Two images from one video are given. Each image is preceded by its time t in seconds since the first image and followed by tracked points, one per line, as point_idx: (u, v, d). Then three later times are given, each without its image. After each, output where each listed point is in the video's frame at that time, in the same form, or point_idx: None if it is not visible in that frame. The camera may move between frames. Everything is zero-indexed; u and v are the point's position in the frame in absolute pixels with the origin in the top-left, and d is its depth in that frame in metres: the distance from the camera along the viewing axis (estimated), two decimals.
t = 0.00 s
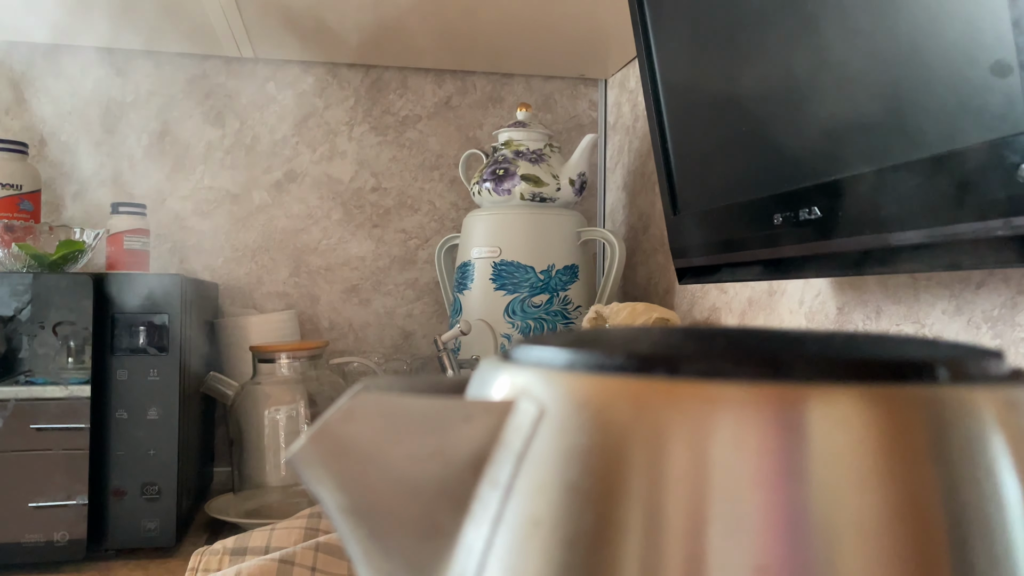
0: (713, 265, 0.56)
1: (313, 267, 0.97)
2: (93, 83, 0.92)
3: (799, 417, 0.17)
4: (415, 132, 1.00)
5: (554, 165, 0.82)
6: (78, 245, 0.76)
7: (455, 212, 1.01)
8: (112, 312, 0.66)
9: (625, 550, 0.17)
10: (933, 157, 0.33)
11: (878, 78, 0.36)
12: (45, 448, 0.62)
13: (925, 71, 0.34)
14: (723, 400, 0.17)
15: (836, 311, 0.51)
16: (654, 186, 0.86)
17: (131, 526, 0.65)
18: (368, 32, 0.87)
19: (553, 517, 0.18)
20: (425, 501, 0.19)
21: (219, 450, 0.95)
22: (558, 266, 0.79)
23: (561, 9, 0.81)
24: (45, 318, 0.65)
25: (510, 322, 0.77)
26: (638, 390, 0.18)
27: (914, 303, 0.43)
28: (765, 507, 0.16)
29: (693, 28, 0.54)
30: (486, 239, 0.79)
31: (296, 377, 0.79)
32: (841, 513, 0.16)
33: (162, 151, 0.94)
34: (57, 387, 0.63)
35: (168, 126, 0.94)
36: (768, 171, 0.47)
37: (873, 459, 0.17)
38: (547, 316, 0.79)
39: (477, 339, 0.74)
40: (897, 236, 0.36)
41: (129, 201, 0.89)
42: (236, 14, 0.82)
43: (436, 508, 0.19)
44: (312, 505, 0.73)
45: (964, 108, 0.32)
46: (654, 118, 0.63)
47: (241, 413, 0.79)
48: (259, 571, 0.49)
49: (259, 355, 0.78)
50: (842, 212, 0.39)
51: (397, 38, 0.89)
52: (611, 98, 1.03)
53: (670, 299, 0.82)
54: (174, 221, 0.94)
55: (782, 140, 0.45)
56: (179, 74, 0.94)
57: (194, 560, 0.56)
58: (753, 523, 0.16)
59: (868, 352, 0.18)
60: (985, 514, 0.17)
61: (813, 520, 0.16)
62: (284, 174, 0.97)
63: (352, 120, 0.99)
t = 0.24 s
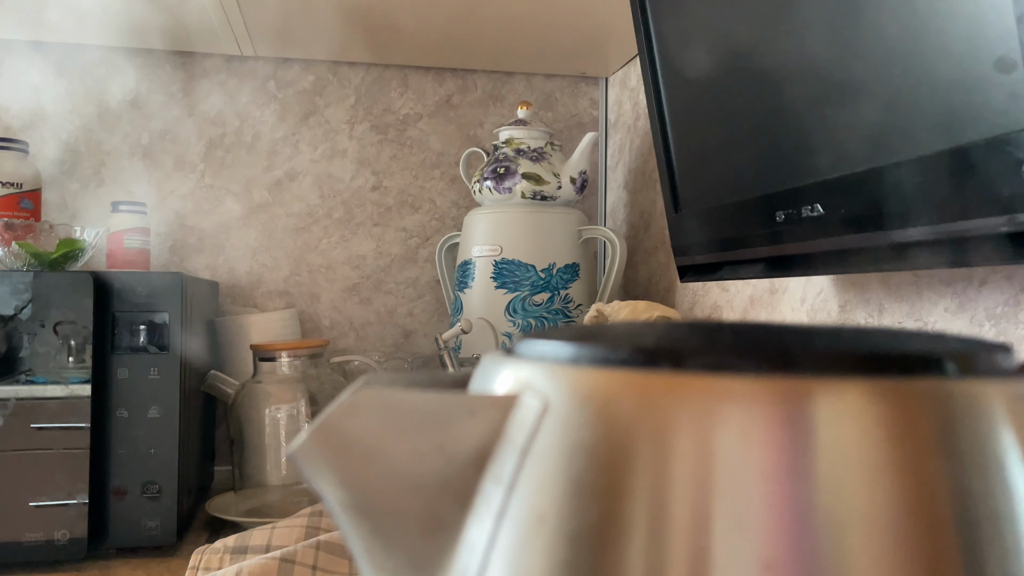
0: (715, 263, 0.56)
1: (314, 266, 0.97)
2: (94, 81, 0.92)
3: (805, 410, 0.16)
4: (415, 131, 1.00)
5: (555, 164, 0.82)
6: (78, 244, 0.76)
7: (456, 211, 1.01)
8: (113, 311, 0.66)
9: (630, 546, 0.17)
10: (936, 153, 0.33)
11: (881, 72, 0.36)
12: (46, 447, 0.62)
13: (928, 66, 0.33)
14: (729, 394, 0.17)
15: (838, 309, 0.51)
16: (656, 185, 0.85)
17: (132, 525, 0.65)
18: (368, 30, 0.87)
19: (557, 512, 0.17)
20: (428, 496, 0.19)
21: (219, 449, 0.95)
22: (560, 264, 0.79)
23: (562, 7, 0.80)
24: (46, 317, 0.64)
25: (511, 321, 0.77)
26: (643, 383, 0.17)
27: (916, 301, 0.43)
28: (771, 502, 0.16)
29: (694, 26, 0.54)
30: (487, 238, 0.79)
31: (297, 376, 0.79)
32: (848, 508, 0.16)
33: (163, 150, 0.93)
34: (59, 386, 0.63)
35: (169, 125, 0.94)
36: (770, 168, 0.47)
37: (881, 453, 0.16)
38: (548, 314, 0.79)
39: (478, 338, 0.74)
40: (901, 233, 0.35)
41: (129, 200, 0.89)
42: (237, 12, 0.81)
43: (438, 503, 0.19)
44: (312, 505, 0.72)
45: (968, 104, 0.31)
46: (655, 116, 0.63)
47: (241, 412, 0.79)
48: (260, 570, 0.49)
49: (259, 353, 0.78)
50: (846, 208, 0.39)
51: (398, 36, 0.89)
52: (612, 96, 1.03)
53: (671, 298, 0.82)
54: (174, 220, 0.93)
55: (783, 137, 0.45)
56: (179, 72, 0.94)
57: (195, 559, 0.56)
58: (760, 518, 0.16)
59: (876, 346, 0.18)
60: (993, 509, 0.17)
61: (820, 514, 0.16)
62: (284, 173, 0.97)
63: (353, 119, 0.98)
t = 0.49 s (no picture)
0: (716, 262, 0.56)
1: (314, 265, 0.97)
2: (94, 80, 0.92)
3: (809, 409, 0.16)
4: (416, 130, 1.00)
5: (556, 162, 0.82)
6: (78, 243, 0.76)
7: (456, 210, 1.01)
8: (113, 310, 0.66)
9: (632, 546, 0.16)
10: (939, 151, 0.33)
11: (883, 70, 0.36)
12: (46, 446, 0.62)
13: (931, 65, 0.33)
14: (731, 393, 0.17)
15: (839, 308, 0.50)
16: (656, 184, 0.85)
17: (132, 524, 0.65)
18: (368, 29, 0.87)
19: (558, 512, 0.17)
20: (428, 496, 0.19)
21: (219, 449, 0.94)
22: (560, 263, 0.79)
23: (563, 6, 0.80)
24: (46, 316, 0.64)
25: (511, 320, 0.76)
26: (645, 382, 0.17)
27: (918, 299, 0.43)
28: (774, 501, 0.16)
29: (696, 24, 0.53)
30: (487, 237, 0.79)
31: (296, 375, 0.79)
32: (852, 507, 0.16)
33: (163, 149, 0.93)
34: (59, 386, 0.63)
35: (169, 124, 0.93)
36: (771, 167, 0.47)
37: (885, 452, 0.16)
38: (548, 313, 0.79)
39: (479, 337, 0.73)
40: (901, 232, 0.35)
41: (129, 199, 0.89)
42: (237, 11, 0.81)
43: (438, 503, 0.19)
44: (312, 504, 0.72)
45: (971, 102, 0.31)
46: (656, 114, 0.62)
47: (241, 412, 0.78)
48: (259, 570, 0.49)
49: (259, 353, 0.78)
50: (847, 207, 0.39)
51: (398, 35, 0.89)
52: (612, 95, 1.03)
53: (672, 297, 0.82)
54: (174, 219, 0.93)
55: (785, 136, 0.45)
56: (179, 71, 0.94)
57: (195, 559, 0.56)
58: (763, 518, 0.16)
59: (880, 344, 0.18)
60: (998, 508, 0.17)
61: (824, 514, 0.16)
62: (284, 172, 0.96)
63: (353, 118, 0.98)
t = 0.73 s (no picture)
0: (716, 262, 0.56)
1: (314, 265, 0.97)
2: (93, 80, 0.92)
3: (809, 411, 0.16)
4: (415, 130, 1.00)
5: (555, 163, 0.81)
6: (78, 243, 0.76)
7: (456, 210, 1.01)
8: (112, 311, 0.66)
9: (633, 548, 0.16)
10: (938, 152, 0.33)
11: (882, 70, 0.36)
12: (45, 446, 0.62)
13: (930, 65, 0.33)
14: (732, 394, 0.16)
15: (839, 308, 0.50)
16: (656, 184, 0.85)
17: (131, 524, 0.65)
18: (367, 29, 0.87)
19: (558, 514, 0.17)
20: (428, 498, 0.19)
21: (219, 449, 0.94)
22: (560, 263, 0.79)
23: (563, 5, 0.80)
24: (46, 316, 0.64)
25: (511, 320, 0.76)
26: (645, 383, 0.17)
27: (918, 300, 0.43)
28: (775, 504, 0.16)
29: (696, 24, 0.53)
30: (487, 237, 0.79)
31: (296, 375, 0.79)
32: (854, 510, 0.16)
33: (163, 149, 0.93)
34: (58, 386, 0.63)
35: (169, 124, 0.93)
36: (771, 167, 0.47)
37: (886, 454, 0.16)
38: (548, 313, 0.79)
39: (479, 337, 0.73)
40: (902, 232, 0.35)
41: (129, 199, 0.89)
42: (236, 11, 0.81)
43: (438, 504, 0.19)
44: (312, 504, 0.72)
45: (972, 102, 0.31)
46: (656, 114, 0.62)
47: (241, 412, 0.78)
48: (259, 570, 0.49)
49: (259, 353, 0.78)
50: (848, 207, 0.39)
51: (398, 35, 0.89)
52: (612, 94, 1.03)
53: (672, 297, 0.82)
54: (174, 219, 0.93)
55: (784, 136, 0.45)
56: (179, 71, 0.94)
57: (194, 559, 0.56)
58: (764, 520, 0.16)
59: (881, 345, 0.18)
60: (1001, 511, 0.17)
61: (825, 516, 0.16)
62: (284, 172, 0.96)
63: (353, 118, 0.98)
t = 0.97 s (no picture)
0: (716, 262, 0.56)
1: (314, 265, 0.97)
2: (93, 80, 0.92)
3: (810, 410, 0.16)
4: (415, 130, 1.00)
5: (556, 163, 0.81)
6: (78, 243, 0.76)
7: (456, 210, 1.01)
8: (113, 311, 0.66)
9: (633, 548, 0.16)
10: (938, 151, 0.33)
11: (883, 70, 0.36)
12: (45, 446, 0.62)
13: (931, 64, 0.33)
14: (733, 394, 0.16)
15: (839, 308, 0.50)
16: (656, 184, 0.85)
17: (131, 524, 0.65)
18: (368, 28, 0.87)
19: (559, 514, 0.17)
20: (428, 497, 0.19)
21: (219, 449, 0.94)
22: (560, 263, 0.79)
23: (563, 5, 0.80)
24: (45, 317, 0.65)
25: (511, 320, 0.76)
26: (646, 382, 0.17)
27: (919, 299, 0.43)
28: (776, 504, 0.16)
29: (696, 23, 0.53)
30: (487, 237, 0.79)
31: (296, 375, 0.79)
32: (855, 510, 0.16)
33: (162, 149, 0.93)
34: (58, 386, 0.63)
35: (169, 124, 0.93)
36: (772, 166, 0.47)
37: (888, 454, 0.16)
38: (548, 313, 0.79)
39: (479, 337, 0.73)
40: (904, 231, 0.35)
41: (129, 199, 0.89)
42: (236, 11, 0.81)
43: (438, 504, 0.19)
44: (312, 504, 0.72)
45: (972, 102, 0.31)
46: (656, 113, 0.62)
47: (240, 412, 0.78)
48: (259, 571, 0.49)
49: (259, 353, 0.78)
50: (849, 206, 0.39)
51: (398, 34, 0.89)
52: (613, 94, 1.03)
53: (672, 297, 0.81)
54: (174, 219, 0.93)
55: (785, 135, 0.45)
56: (179, 71, 0.94)
57: (194, 559, 0.56)
58: (765, 520, 0.16)
59: (881, 344, 0.18)
60: (1003, 510, 0.17)
61: (826, 515, 0.16)
62: (284, 172, 0.96)
63: (353, 118, 0.98)
